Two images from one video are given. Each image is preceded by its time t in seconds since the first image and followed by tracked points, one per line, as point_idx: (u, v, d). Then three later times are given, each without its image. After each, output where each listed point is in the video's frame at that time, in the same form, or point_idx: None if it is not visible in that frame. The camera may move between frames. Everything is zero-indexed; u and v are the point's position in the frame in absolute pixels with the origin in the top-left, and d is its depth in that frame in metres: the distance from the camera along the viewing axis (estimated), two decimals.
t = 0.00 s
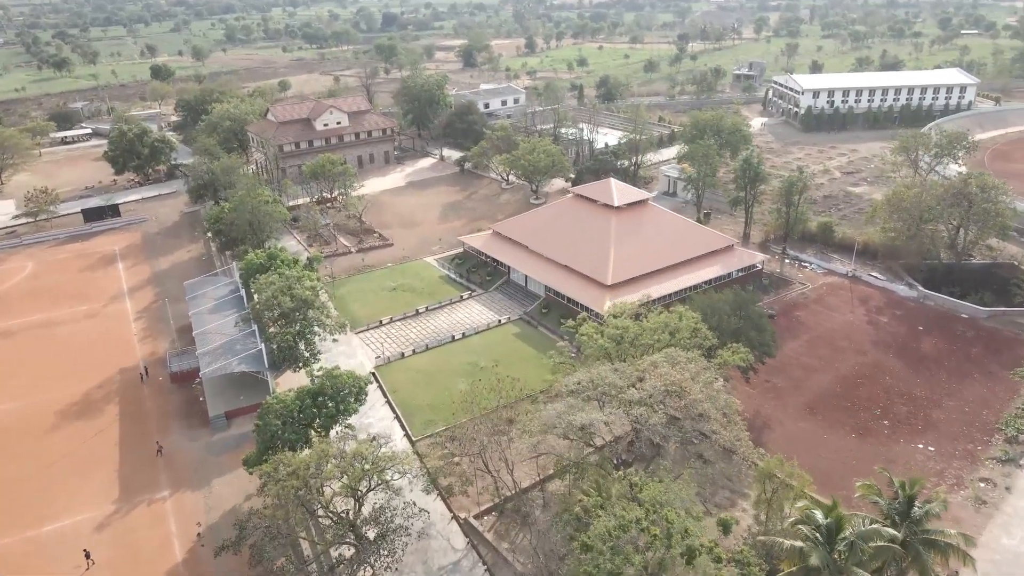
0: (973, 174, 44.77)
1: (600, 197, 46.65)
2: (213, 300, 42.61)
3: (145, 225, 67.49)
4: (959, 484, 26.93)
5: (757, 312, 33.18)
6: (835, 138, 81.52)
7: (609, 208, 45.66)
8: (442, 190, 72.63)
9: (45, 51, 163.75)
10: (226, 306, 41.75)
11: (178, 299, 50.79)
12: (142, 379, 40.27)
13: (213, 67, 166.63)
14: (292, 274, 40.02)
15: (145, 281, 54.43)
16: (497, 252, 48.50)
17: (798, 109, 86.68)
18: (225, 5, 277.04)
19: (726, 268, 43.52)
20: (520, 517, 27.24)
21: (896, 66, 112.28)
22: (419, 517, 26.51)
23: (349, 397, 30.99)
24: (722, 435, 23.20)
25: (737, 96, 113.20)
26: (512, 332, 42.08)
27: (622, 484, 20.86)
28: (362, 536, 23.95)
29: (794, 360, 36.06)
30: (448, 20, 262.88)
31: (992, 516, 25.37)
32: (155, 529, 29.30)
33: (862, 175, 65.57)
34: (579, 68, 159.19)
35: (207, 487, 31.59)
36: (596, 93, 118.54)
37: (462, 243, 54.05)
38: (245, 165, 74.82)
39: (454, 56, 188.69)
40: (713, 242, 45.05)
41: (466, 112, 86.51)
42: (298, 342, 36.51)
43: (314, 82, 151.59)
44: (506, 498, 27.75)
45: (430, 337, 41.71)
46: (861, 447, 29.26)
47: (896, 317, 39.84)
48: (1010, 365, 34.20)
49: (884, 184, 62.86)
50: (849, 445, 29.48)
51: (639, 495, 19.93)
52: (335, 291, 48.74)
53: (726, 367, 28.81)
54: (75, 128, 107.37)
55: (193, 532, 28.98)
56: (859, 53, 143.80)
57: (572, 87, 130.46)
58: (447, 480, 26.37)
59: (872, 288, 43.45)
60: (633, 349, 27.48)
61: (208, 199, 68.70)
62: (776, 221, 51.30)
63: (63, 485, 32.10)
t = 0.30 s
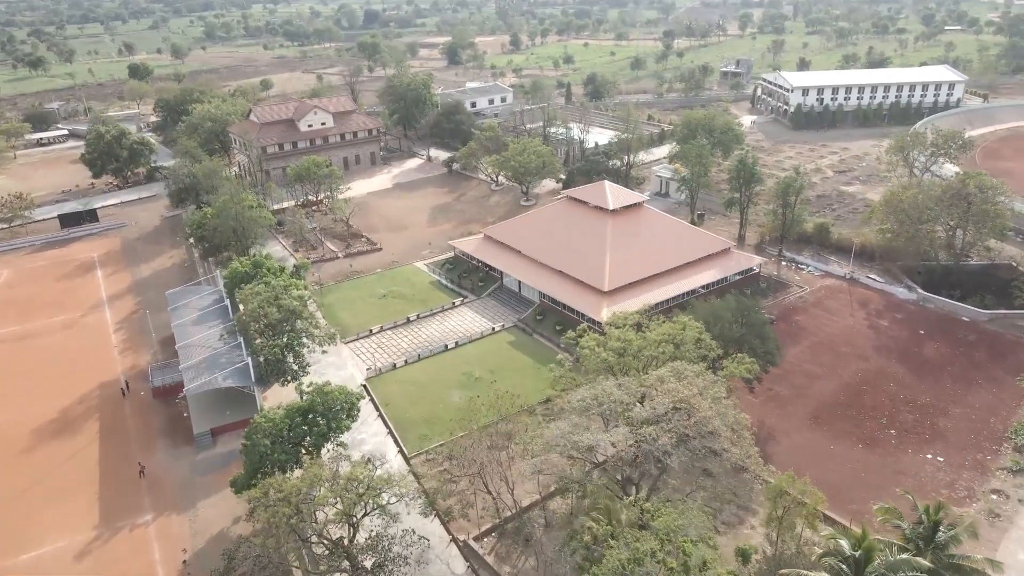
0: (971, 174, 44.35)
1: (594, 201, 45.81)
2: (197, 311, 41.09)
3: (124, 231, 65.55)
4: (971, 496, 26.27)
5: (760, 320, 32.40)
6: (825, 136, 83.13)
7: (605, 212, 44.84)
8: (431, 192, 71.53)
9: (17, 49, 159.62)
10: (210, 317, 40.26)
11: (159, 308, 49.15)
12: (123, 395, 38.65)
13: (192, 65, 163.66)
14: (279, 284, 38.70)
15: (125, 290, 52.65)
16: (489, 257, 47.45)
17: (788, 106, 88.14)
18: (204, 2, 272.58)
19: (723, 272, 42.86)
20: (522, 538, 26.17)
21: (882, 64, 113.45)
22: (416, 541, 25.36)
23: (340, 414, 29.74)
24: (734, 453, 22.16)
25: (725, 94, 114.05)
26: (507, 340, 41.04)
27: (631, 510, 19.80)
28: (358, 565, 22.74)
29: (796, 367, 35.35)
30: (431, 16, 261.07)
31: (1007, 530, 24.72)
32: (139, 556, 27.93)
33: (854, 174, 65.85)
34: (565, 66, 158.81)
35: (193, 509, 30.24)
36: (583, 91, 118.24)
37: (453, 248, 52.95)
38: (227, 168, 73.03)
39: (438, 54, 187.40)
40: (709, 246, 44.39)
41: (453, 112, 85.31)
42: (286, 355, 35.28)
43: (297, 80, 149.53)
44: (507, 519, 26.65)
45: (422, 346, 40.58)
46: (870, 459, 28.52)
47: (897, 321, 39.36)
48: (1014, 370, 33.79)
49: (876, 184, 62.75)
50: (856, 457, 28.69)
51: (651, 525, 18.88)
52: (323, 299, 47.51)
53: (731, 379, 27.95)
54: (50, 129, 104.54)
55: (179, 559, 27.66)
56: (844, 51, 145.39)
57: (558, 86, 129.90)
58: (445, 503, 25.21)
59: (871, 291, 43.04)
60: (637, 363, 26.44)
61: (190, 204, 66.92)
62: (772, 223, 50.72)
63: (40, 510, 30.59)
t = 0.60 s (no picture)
0: (967, 173, 44.02)
1: (588, 203, 44.95)
2: (181, 321, 39.67)
3: (103, 236, 63.66)
4: (984, 507, 25.75)
5: (764, 327, 31.70)
6: (814, 133, 84.42)
7: (600, 215, 44.10)
8: (419, 194, 70.47)
9: None
10: (195, 328, 38.87)
11: (141, 318, 47.56)
12: (105, 411, 37.06)
13: (171, 64, 160.62)
14: (266, 294, 37.43)
15: (104, 298, 50.95)
16: (482, 262, 46.45)
17: (776, 103, 90.11)
18: None
19: (720, 275, 42.30)
20: (526, 560, 25.18)
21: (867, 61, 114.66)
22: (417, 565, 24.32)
23: (334, 430, 28.51)
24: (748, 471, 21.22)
25: (712, 91, 114.73)
26: (503, 347, 40.07)
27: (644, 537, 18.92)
28: None
29: (798, 372, 34.74)
30: (413, 13, 259.18)
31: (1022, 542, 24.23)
32: None
33: (845, 172, 66.10)
34: (550, 63, 158.37)
35: (181, 532, 28.98)
36: (571, 89, 118.03)
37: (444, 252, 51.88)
38: (209, 171, 71.24)
39: (422, 51, 186.07)
40: (705, 249, 43.77)
41: (440, 111, 84.15)
42: (276, 367, 34.12)
43: (278, 78, 147.41)
44: (510, 539, 25.66)
45: (415, 355, 39.49)
46: (879, 468, 27.89)
47: (897, 324, 38.97)
48: (1017, 374, 33.47)
49: (867, 183, 62.74)
50: (865, 466, 28.04)
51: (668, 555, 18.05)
52: (312, 306, 46.27)
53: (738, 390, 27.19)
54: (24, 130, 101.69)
55: None
56: (827, 48, 146.97)
57: (544, 84, 129.23)
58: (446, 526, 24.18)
59: (869, 293, 42.67)
60: (643, 376, 25.54)
61: (171, 208, 65.14)
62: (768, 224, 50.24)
63: (18, 536, 29.13)
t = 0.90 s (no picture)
0: (965, 171, 43.82)
1: (584, 205, 44.21)
2: (168, 332, 38.36)
3: (83, 241, 61.81)
4: (998, 516, 25.35)
5: (770, 332, 31.17)
6: (803, 130, 85.36)
7: (596, 217, 43.36)
8: (408, 195, 69.49)
9: None
10: (183, 339, 37.57)
11: (125, 327, 46.08)
12: (90, 427, 35.58)
13: (149, 62, 157.63)
14: (257, 302, 36.29)
15: (86, 307, 49.31)
16: (476, 266, 45.57)
17: (766, 101, 90.95)
18: None
19: (719, 278, 41.86)
20: None
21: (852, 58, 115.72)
22: None
23: (331, 447, 27.43)
24: (766, 488, 20.47)
25: (700, 88, 115.07)
26: (500, 354, 39.18)
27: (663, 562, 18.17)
28: None
29: (802, 377, 34.22)
30: (395, 9, 257.14)
31: None
32: None
33: (837, 170, 66.32)
34: (536, 60, 157.81)
35: (172, 556, 27.77)
36: (558, 87, 117.67)
37: (436, 255, 50.92)
38: (192, 173, 69.56)
39: (405, 49, 184.63)
40: (704, 251, 43.27)
41: (428, 110, 83.08)
42: (268, 380, 32.99)
43: (260, 77, 145.25)
44: (519, 558, 24.84)
45: (410, 364, 38.49)
46: (890, 476, 27.40)
47: (898, 325, 38.70)
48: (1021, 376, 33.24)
49: (858, 181, 62.84)
50: (875, 475, 27.49)
51: None
52: (302, 313, 45.10)
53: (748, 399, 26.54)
54: None
55: None
56: (811, 45, 148.26)
57: (530, 82, 128.59)
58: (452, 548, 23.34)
59: (869, 293, 42.38)
60: (652, 387, 24.77)
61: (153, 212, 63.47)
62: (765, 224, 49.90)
63: None
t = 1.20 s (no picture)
0: (963, 170, 43.70)
1: (582, 207, 43.53)
2: (157, 342, 37.16)
3: (64, 246, 60.08)
4: (1012, 522, 25.03)
5: (777, 336, 30.71)
6: (793, 127, 86.40)
7: (594, 219, 42.75)
8: (398, 196, 68.51)
9: None
10: (172, 350, 36.38)
11: (110, 336, 44.67)
12: (76, 442, 34.27)
13: (126, 60, 154.54)
14: (250, 311, 35.22)
15: (69, 315, 47.79)
16: (472, 269, 44.71)
17: (755, 97, 91.86)
18: None
19: (719, 279, 41.44)
20: None
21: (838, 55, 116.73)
22: None
23: (331, 462, 26.41)
24: (787, 502, 19.91)
25: (687, 85, 115.36)
26: (499, 360, 38.42)
27: None
28: None
29: (807, 380, 33.81)
30: (377, 5, 254.96)
31: None
32: None
33: (828, 168, 66.55)
34: (521, 57, 157.23)
35: None
36: (546, 85, 117.27)
37: (430, 258, 50.02)
38: (176, 175, 67.94)
39: (389, 45, 182.97)
40: (703, 252, 42.82)
41: (416, 109, 82.02)
42: (262, 391, 31.94)
43: (242, 75, 143.03)
44: None
45: (407, 371, 37.59)
46: (902, 483, 26.99)
47: (900, 326, 38.49)
48: None
49: (851, 179, 62.99)
50: (887, 481, 27.06)
51: None
52: (294, 320, 44.02)
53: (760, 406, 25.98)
54: None
55: None
56: (796, 40, 149.37)
57: (517, 79, 128.00)
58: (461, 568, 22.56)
59: (868, 293, 42.18)
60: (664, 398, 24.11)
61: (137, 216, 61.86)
62: (762, 224, 49.64)
63: None
